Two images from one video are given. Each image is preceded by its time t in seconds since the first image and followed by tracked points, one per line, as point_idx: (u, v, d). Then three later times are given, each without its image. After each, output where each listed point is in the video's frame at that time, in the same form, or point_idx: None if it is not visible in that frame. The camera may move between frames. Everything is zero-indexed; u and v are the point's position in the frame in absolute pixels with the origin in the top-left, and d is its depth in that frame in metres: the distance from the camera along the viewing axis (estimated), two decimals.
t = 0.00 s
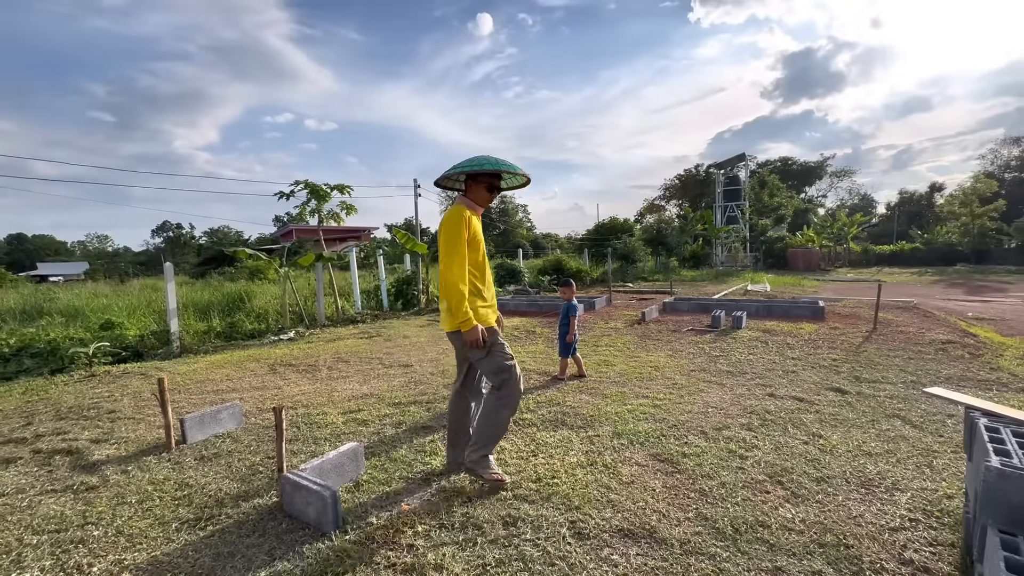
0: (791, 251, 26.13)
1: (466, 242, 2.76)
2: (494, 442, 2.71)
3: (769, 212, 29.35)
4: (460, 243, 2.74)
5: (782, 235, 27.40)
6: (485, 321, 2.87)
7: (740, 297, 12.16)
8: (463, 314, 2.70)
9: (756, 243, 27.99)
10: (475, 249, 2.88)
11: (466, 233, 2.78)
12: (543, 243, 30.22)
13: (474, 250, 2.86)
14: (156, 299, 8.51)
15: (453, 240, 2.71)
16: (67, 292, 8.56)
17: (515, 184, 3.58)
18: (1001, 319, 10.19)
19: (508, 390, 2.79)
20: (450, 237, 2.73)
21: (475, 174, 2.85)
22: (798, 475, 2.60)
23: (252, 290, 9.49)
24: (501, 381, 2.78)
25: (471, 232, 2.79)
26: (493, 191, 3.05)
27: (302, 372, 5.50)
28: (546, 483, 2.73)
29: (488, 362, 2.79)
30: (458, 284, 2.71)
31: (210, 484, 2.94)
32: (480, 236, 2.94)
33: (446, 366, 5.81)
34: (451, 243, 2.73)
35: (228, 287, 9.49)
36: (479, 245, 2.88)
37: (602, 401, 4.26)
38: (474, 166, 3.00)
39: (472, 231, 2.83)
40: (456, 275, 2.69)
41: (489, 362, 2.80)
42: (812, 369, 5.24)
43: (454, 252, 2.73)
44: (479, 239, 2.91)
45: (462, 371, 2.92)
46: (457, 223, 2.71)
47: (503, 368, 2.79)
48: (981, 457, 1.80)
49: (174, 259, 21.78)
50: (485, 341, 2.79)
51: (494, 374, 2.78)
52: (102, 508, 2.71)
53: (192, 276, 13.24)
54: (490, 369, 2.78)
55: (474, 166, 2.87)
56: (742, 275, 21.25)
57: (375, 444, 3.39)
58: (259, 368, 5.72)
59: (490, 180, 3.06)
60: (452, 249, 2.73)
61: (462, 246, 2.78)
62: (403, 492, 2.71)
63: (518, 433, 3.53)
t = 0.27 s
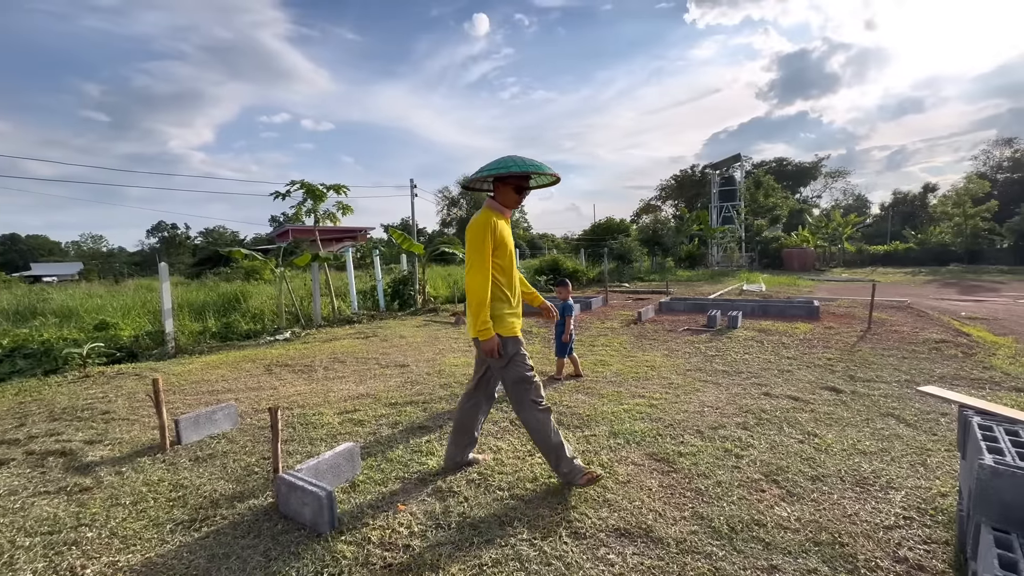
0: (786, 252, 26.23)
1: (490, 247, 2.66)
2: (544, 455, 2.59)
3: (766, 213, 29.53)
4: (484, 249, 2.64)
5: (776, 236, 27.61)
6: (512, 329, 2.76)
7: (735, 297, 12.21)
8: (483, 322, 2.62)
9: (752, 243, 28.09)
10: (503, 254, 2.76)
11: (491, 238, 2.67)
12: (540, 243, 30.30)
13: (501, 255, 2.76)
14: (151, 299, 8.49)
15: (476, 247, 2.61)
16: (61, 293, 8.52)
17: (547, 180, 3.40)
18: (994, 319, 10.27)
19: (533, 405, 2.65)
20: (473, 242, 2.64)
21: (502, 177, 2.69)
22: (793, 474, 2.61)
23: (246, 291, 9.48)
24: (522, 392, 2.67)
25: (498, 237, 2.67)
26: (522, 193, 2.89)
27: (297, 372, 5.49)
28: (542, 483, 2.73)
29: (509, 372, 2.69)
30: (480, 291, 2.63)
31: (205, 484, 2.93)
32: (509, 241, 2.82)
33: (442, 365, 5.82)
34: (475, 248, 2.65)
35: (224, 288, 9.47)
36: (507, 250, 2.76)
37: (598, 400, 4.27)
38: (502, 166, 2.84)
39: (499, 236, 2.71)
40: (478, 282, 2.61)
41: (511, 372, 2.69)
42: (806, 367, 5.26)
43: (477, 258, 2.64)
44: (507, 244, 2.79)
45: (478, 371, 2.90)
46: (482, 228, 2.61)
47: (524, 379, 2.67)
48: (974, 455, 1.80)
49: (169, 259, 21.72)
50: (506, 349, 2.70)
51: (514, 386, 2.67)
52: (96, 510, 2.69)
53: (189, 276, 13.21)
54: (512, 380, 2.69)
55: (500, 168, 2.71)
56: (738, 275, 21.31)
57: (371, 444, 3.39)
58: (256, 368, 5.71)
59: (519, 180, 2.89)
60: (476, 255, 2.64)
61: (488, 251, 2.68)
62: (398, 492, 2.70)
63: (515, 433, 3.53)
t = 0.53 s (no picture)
0: (778, 250, 26.37)
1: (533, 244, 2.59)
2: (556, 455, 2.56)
3: (758, 212, 29.68)
4: (526, 246, 2.58)
5: (769, 234, 27.77)
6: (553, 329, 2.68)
7: (728, 295, 12.26)
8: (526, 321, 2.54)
9: (745, 241, 28.22)
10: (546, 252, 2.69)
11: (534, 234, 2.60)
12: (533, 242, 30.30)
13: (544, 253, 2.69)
14: (141, 298, 8.39)
15: (519, 244, 2.55)
16: (48, 292, 8.41)
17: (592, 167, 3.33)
18: (983, 317, 10.37)
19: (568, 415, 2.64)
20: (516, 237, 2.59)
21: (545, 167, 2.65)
22: (787, 473, 2.60)
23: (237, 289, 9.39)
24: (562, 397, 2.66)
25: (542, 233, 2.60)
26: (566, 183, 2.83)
27: (289, 372, 5.45)
28: (536, 483, 2.71)
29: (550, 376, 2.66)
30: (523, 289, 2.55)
31: (193, 487, 2.88)
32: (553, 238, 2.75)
33: (436, 364, 5.79)
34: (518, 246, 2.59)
35: (214, 286, 9.38)
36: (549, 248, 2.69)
37: (592, 399, 4.26)
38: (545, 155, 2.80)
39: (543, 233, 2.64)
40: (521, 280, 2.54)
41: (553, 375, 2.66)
42: (800, 365, 5.28)
43: (519, 254, 2.58)
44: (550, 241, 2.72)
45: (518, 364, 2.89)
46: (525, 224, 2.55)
47: (563, 385, 2.65)
48: (969, 453, 1.79)
49: (159, 258, 21.51)
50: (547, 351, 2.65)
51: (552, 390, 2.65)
52: (81, 513, 2.65)
53: (179, 275, 13.06)
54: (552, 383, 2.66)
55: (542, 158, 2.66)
56: (732, 273, 21.41)
57: (363, 444, 3.36)
58: (247, 368, 5.66)
59: (563, 169, 2.85)
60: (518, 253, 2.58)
61: (532, 249, 2.61)
62: (390, 493, 2.68)
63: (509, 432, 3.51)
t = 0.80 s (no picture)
0: (769, 248, 26.55)
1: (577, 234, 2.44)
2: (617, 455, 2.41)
3: (749, 209, 29.83)
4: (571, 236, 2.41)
5: (760, 232, 27.92)
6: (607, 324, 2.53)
7: (720, 292, 12.29)
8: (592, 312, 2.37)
9: (736, 239, 28.37)
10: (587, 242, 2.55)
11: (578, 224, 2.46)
12: (526, 239, 30.25)
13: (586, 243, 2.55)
14: (126, 296, 8.24)
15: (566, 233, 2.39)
16: (30, 291, 8.24)
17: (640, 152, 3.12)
18: (972, 313, 10.48)
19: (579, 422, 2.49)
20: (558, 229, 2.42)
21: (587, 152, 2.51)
22: (785, 472, 2.58)
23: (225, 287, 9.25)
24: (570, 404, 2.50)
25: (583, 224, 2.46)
26: (608, 169, 2.68)
27: (278, 372, 5.36)
28: (531, 486, 2.66)
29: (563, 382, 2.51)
30: (578, 283, 2.39)
31: (178, 491, 2.82)
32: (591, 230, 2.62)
33: (428, 363, 5.73)
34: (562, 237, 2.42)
35: (202, 285, 9.24)
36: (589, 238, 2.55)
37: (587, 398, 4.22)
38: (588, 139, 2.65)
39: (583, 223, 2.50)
40: (574, 274, 2.37)
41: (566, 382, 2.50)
42: (794, 362, 5.28)
43: (565, 246, 2.41)
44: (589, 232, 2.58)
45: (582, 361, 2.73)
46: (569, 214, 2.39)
47: (575, 393, 2.47)
48: (974, 454, 1.76)
49: (146, 256, 21.20)
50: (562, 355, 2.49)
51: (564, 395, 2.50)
52: (58, 521, 2.56)
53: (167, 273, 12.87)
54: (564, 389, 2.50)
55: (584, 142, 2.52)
56: (723, 271, 21.52)
57: (355, 445, 3.30)
58: (235, 368, 5.57)
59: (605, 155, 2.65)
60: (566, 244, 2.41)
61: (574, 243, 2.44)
62: (382, 497, 2.62)
63: (503, 433, 3.46)
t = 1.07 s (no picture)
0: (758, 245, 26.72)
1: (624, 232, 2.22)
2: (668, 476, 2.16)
3: (739, 207, 29.99)
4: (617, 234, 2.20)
5: (749, 229, 28.10)
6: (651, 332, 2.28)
7: (710, 290, 12.34)
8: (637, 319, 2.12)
9: (726, 236, 28.52)
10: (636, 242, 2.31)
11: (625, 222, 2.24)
12: (517, 237, 30.18)
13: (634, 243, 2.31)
14: (107, 295, 8.06)
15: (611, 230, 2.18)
16: (7, 291, 8.02)
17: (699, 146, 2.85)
18: (957, 310, 10.61)
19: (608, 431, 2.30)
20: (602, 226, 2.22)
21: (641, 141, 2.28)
22: (782, 474, 2.54)
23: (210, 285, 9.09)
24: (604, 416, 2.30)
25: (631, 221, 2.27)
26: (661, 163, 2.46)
27: (263, 373, 5.25)
28: (524, 491, 2.60)
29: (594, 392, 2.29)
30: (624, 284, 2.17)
31: (154, 500, 2.72)
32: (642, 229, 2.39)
33: (418, 363, 5.64)
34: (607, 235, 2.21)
35: (187, 283, 9.07)
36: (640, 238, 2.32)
37: (580, 398, 4.16)
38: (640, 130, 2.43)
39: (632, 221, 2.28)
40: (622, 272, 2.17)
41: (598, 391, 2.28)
42: (786, 360, 5.27)
43: (610, 244, 2.20)
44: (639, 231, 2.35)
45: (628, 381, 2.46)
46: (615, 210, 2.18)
47: (601, 405, 2.26)
48: (980, 457, 1.69)
49: (130, 253, 20.84)
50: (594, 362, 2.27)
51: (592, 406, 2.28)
52: (25, 534, 2.45)
53: (150, 271, 12.63)
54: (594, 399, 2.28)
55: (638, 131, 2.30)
56: (713, 268, 21.61)
57: (341, 450, 3.22)
58: (219, 368, 5.45)
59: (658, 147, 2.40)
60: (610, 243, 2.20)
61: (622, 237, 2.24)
62: (369, 505, 2.54)
63: (494, 435, 3.39)
